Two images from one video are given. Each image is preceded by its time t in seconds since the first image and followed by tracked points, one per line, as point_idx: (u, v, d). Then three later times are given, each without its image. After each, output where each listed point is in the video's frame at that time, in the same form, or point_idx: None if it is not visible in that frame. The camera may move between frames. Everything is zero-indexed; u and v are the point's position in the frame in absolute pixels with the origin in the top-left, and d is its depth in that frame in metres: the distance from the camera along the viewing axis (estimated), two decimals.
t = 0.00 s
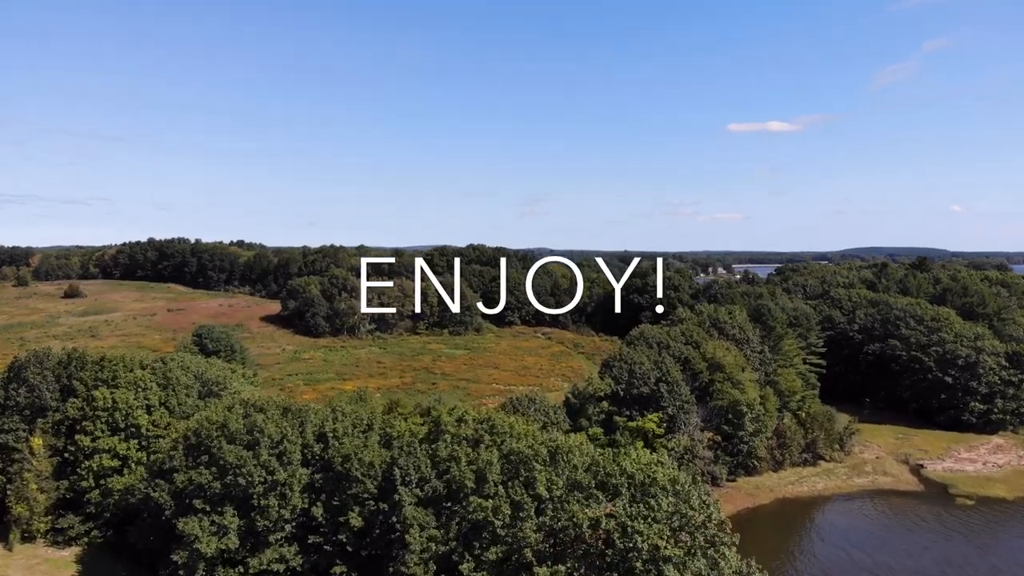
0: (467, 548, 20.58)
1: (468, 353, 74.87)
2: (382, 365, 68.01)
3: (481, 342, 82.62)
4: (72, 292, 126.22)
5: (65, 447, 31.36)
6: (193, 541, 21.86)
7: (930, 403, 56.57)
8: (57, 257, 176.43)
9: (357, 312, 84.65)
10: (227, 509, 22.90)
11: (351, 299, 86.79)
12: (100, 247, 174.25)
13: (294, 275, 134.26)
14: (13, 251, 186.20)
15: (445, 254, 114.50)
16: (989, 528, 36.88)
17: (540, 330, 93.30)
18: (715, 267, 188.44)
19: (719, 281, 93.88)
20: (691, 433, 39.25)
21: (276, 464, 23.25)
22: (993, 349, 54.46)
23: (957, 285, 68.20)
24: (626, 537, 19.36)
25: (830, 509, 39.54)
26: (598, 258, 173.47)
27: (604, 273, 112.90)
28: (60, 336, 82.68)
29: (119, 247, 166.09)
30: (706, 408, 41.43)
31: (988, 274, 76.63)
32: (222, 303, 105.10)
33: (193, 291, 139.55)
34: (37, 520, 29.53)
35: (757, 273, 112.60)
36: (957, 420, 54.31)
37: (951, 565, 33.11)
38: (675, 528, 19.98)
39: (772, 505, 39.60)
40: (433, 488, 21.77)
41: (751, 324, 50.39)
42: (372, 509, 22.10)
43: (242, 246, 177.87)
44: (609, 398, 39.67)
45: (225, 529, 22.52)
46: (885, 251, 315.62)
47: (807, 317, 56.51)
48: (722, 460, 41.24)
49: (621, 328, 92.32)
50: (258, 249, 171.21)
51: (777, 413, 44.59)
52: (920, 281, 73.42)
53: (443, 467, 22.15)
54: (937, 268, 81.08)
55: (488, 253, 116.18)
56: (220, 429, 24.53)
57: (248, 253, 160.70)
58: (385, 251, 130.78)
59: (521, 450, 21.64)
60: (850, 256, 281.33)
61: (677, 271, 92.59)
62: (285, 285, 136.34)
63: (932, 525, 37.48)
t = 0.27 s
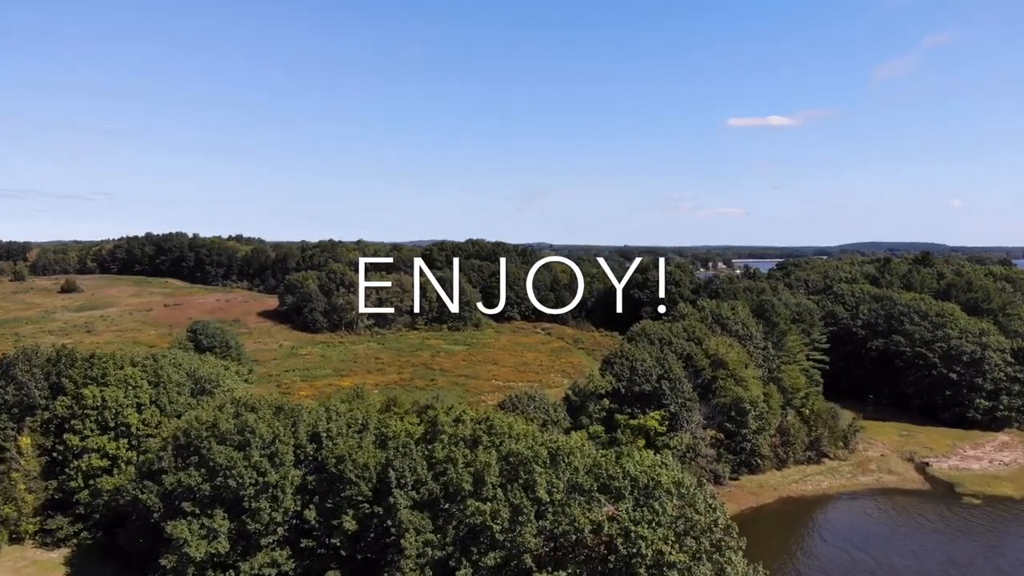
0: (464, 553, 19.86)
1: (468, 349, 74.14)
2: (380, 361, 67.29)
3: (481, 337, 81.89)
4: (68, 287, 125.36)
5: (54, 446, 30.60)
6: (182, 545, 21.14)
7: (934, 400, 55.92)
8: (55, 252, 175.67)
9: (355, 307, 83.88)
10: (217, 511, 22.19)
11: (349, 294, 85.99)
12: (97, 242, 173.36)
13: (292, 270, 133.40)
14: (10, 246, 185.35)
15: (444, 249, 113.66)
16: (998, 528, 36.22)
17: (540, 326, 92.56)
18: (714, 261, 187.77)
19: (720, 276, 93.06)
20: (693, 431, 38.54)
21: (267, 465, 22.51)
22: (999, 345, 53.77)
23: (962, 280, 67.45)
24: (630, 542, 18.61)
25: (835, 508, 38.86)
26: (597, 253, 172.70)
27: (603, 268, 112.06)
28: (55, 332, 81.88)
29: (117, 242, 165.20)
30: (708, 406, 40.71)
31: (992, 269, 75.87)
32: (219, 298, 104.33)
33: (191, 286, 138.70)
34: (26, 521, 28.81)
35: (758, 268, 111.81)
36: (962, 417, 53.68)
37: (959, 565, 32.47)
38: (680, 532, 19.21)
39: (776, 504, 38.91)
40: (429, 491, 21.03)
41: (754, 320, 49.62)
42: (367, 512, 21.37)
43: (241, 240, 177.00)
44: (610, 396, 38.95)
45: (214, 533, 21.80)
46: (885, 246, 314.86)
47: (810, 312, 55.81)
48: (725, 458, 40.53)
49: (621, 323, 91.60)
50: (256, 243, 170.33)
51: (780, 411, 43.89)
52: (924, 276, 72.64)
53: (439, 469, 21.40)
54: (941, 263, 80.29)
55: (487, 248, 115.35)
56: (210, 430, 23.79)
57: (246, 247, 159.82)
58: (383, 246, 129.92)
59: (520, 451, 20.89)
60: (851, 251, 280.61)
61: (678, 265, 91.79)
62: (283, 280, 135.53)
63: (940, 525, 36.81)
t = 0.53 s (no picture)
0: (462, 560, 19.15)
1: (467, 345, 73.43)
2: (378, 357, 66.55)
3: (480, 333, 81.20)
4: (65, 282, 124.61)
5: (42, 445, 29.86)
6: (169, 550, 20.42)
7: (938, 396, 55.28)
8: (52, 247, 174.77)
9: (354, 302, 83.11)
10: (206, 514, 21.46)
11: (347, 290, 85.21)
12: (95, 237, 172.47)
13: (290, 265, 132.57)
14: (8, 240, 184.58)
15: (442, 244, 112.83)
16: (1006, 528, 35.58)
17: (539, 321, 91.87)
18: (714, 257, 187.11)
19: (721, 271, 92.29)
20: (696, 429, 37.78)
21: (258, 466, 21.76)
22: (1004, 342, 53.10)
23: (966, 275, 66.68)
24: (633, 548, 17.92)
25: (841, 507, 38.16)
26: (597, 248, 172.01)
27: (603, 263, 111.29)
28: (51, 328, 81.18)
29: (114, 237, 164.33)
30: (711, 404, 39.99)
31: (996, 264, 75.12)
32: (217, 293, 103.57)
33: (189, 281, 137.87)
34: (13, 522, 28.03)
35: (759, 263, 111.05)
36: (967, 413, 53.04)
37: (968, 566, 31.81)
38: (685, 538, 18.48)
39: (781, 503, 38.18)
40: (425, 494, 20.28)
41: (757, 315, 48.87)
42: (361, 516, 20.64)
43: (239, 235, 176.19)
44: (611, 393, 38.23)
45: (204, 537, 21.08)
46: (886, 241, 314.05)
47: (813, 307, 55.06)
48: (728, 457, 39.65)
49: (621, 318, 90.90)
50: (254, 238, 169.41)
51: (784, 408, 43.18)
52: (927, 271, 71.90)
53: (436, 471, 20.64)
54: (944, 258, 79.55)
55: (487, 243, 114.52)
56: (199, 430, 23.04)
57: (244, 242, 158.87)
58: (382, 241, 129.02)
59: (520, 453, 20.14)
60: (851, 246, 279.91)
61: (679, 260, 91.00)
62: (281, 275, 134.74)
63: (948, 525, 36.09)
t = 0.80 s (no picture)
0: (460, 566, 18.45)
1: (466, 340, 72.71)
2: (377, 353, 65.83)
3: (480, 328, 80.50)
4: (62, 277, 123.75)
5: (31, 445, 29.12)
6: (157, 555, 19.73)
7: (944, 393, 54.62)
8: (51, 241, 173.98)
9: (352, 297, 82.36)
10: (196, 518, 20.76)
11: (345, 285, 84.42)
12: (93, 232, 171.63)
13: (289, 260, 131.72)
14: (6, 235, 183.63)
15: (442, 239, 112.01)
16: (1015, 528, 34.91)
17: (540, 316, 91.17)
18: (715, 252, 186.33)
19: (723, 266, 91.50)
20: (700, 427, 37.02)
21: (248, 468, 21.03)
22: (1011, 338, 52.38)
23: (972, 270, 65.93)
24: (638, 556, 17.21)
25: (846, 507, 37.45)
26: (597, 243, 171.17)
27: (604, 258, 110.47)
28: (46, 323, 80.43)
29: (112, 231, 163.44)
30: (715, 401, 39.27)
31: (1001, 259, 74.35)
32: (215, 288, 102.80)
33: (187, 276, 137.06)
34: (1, 524, 27.32)
35: (761, 259, 110.28)
36: (973, 410, 52.41)
37: (977, 567, 31.14)
38: (692, 544, 17.80)
39: (786, 502, 37.45)
40: (422, 498, 19.55)
41: (760, 311, 48.15)
42: (356, 520, 19.91)
43: (238, 229, 175.34)
44: (613, 391, 37.50)
45: (193, 541, 20.37)
46: (887, 236, 313.19)
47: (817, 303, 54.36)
48: (732, 455, 38.82)
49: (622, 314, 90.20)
50: (253, 233, 168.51)
51: (788, 405, 42.48)
52: (932, 266, 71.12)
53: (433, 473, 19.90)
54: (949, 253, 78.78)
55: (486, 238, 113.68)
56: (189, 431, 22.30)
57: (243, 237, 157.98)
58: (381, 235, 128.14)
59: (520, 455, 19.40)
60: (852, 240, 279.12)
61: (680, 255, 90.21)
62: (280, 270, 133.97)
63: (956, 525, 35.40)
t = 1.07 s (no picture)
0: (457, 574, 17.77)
1: (466, 336, 71.96)
2: (375, 349, 65.09)
3: (479, 324, 79.75)
4: (59, 272, 122.79)
5: (19, 445, 28.41)
6: (144, 560, 19.04)
7: (949, 389, 53.97)
8: (48, 236, 172.85)
9: (350, 292, 81.54)
10: (184, 522, 20.07)
11: (343, 280, 83.58)
12: (90, 226, 170.61)
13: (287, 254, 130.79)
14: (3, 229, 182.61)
15: (442, 233, 111.13)
16: None
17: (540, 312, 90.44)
18: (715, 247, 185.59)
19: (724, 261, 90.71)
20: (703, 425, 36.26)
21: (239, 470, 20.32)
22: (1018, 334, 51.66)
23: (977, 265, 65.18)
24: (643, 563, 16.52)
25: (853, 506, 36.75)
26: (598, 238, 170.33)
27: (604, 253, 109.66)
28: (42, 318, 79.60)
29: (110, 226, 162.43)
30: (718, 399, 38.55)
31: (1006, 254, 73.60)
32: (212, 283, 101.95)
33: (185, 271, 136.16)
34: None
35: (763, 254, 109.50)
36: (979, 407, 51.78)
37: (987, 569, 30.47)
38: (699, 551, 17.11)
39: (791, 502, 36.74)
40: (419, 502, 18.84)
41: (764, 307, 47.38)
42: (349, 525, 19.20)
43: (236, 224, 174.42)
44: (615, 388, 36.78)
45: (181, 546, 19.68)
46: (888, 230, 312.44)
47: (821, 298, 53.60)
48: (736, 454, 38.02)
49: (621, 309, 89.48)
50: (251, 227, 167.54)
51: (793, 403, 41.75)
52: (937, 261, 70.34)
53: (430, 477, 19.18)
54: (953, 248, 78.02)
55: (486, 233, 112.81)
56: (178, 432, 21.59)
57: (241, 231, 157.04)
58: (380, 230, 127.24)
59: (520, 458, 18.72)
60: (852, 235, 278.28)
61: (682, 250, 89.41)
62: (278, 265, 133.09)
63: (965, 525, 34.70)
